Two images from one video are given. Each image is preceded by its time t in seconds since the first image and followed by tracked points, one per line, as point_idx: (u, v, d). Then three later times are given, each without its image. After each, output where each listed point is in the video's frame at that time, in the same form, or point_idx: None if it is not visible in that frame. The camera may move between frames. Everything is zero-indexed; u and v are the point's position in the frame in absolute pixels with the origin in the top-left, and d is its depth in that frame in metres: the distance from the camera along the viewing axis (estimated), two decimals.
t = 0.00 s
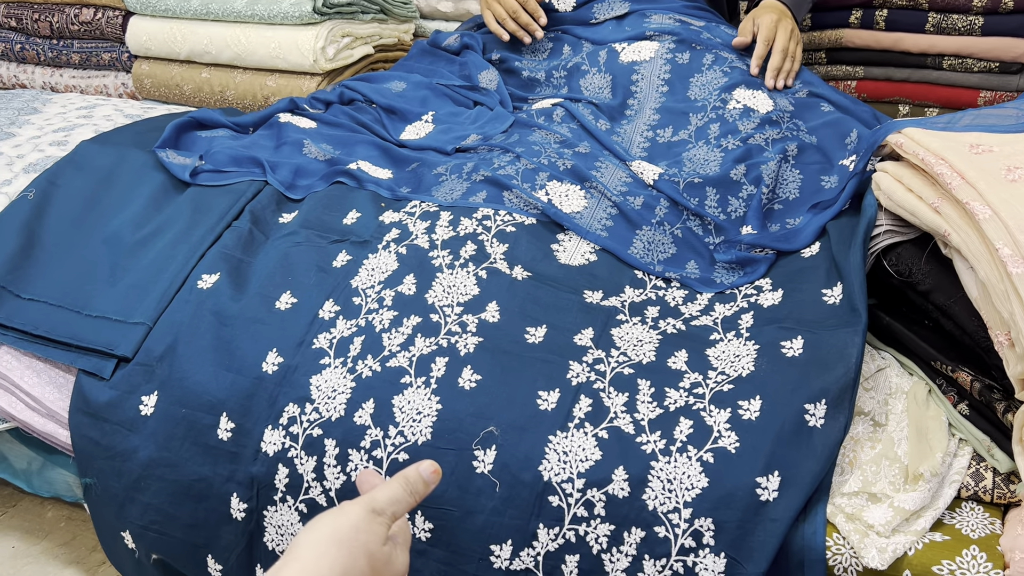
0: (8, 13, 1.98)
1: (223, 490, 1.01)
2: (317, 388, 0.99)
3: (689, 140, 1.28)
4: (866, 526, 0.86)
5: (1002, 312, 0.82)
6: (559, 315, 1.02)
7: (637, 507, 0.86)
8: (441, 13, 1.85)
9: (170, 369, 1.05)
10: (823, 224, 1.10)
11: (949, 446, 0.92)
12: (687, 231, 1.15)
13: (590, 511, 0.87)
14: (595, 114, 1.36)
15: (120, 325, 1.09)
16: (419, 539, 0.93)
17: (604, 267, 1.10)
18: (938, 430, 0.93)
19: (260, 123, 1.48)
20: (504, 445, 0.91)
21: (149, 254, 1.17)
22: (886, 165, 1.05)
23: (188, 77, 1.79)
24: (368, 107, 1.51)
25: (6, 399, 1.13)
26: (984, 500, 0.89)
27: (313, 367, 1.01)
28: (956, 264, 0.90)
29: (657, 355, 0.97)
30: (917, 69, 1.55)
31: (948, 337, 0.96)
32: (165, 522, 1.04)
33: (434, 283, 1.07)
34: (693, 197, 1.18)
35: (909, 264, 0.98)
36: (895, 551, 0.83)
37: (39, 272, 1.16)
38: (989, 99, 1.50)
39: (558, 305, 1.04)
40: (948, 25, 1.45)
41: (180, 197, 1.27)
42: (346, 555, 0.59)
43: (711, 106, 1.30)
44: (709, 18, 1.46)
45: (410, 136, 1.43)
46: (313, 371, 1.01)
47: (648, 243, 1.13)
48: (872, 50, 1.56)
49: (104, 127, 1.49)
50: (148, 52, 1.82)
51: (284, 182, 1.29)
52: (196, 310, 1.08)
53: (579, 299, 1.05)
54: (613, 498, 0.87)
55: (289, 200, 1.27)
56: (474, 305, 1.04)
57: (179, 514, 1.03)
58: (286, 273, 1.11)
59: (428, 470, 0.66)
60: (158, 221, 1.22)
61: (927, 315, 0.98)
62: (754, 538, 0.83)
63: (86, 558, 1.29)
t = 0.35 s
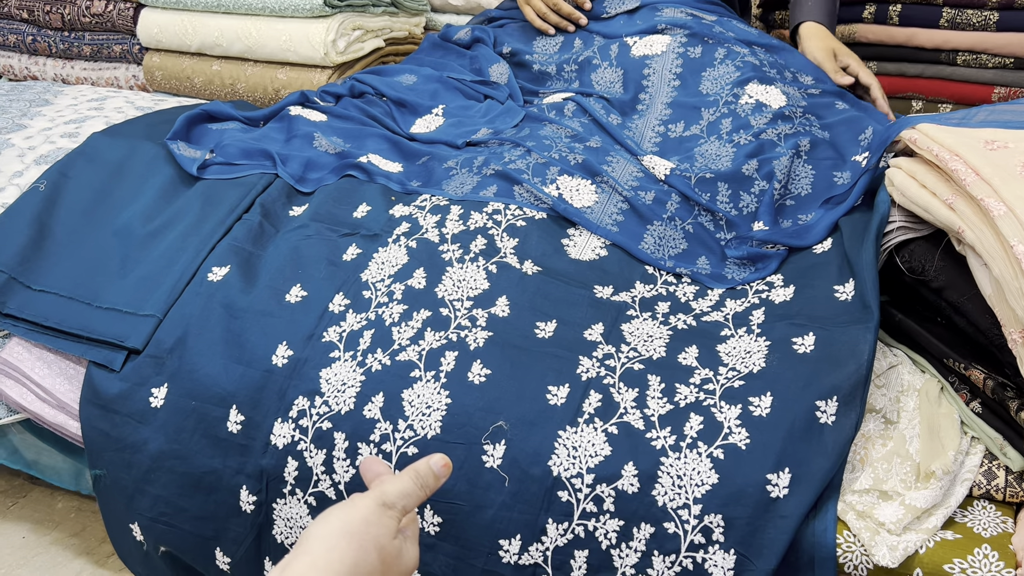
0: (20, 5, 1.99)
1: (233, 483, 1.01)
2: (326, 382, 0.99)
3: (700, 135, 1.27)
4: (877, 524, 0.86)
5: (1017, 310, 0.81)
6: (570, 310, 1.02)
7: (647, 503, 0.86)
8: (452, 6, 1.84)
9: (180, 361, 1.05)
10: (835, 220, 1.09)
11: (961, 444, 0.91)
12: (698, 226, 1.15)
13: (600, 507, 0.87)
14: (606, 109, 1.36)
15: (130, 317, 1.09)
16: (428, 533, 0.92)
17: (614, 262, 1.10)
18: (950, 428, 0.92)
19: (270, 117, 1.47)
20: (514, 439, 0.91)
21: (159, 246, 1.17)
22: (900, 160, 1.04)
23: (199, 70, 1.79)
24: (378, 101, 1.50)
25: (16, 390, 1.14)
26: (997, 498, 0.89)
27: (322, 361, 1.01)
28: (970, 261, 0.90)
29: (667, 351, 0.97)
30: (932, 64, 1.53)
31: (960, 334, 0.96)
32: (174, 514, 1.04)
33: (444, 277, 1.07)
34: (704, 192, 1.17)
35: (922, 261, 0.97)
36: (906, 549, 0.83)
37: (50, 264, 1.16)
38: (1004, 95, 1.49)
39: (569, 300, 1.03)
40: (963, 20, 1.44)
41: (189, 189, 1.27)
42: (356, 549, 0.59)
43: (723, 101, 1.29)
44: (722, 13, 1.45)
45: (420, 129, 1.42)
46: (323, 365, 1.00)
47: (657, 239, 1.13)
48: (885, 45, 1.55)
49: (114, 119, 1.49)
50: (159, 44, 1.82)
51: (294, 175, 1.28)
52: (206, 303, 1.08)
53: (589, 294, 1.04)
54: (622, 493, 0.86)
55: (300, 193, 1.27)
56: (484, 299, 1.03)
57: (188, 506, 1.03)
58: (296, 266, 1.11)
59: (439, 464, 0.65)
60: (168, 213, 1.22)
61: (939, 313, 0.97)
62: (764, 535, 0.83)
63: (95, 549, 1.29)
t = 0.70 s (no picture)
0: (30, 2, 2.00)
1: (241, 478, 1.01)
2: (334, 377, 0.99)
3: (708, 132, 1.27)
4: (884, 522, 0.86)
5: None
6: (577, 307, 1.02)
7: (654, 500, 0.86)
8: (460, 3, 1.83)
9: (188, 357, 1.05)
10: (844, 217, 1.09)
11: (969, 443, 0.91)
12: (706, 224, 1.15)
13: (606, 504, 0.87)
14: (614, 106, 1.36)
15: (139, 313, 1.09)
16: (434, 529, 0.93)
17: (622, 259, 1.10)
18: (959, 427, 0.92)
19: (278, 113, 1.47)
20: (521, 436, 0.91)
21: (168, 242, 1.17)
22: (909, 158, 1.04)
23: (207, 66, 1.79)
24: (386, 98, 1.50)
25: (24, 385, 1.14)
26: (1005, 497, 0.89)
27: (330, 357, 1.01)
28: (979, 259, 0.89)
29: (675, 348, 0.97)
30: (941, 62, 1.52)
31: (969, 332, 0.96)
32: (182, 509, 1.05)
33: (452, 273, 1.07)
34: (712, 189, 1.17)
35: (931, 258, 0.97)
36: (914, 547, 0.83)
37: (59, 259, 1.17)
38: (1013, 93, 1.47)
39: (576, 297, 1.03)
40: (973, 17, 1.43)
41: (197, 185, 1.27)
42: (363, 545, 0.59)
43: (731, 98, 1.28)
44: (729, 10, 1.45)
45: (428, 126, 1.43)
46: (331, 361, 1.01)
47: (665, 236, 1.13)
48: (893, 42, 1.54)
49: (123, 116, 1.49)
50: (167, 41, 1.83)
51: (302, 171, 1.29)
52: (214, 299, 1.08)
53: (596, 291, 1.04)
54: (629, 491, 0.86)
55: (307, 189, 1.28)
56: (491, 296, 1.04)
57: (196, 501, 1.04)
58: (304, 262, 1.12)
59: (445, 460, 0.67)
60: (177, 209, 1.22)
61: (948, 311, 0.97)
62: (771, 533, 0.83)
63: (103, 543, 1.30)
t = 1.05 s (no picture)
0: (37, 1, 2.01)
1: (246, 476, 1.02)
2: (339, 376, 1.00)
3: (712, 131, 1.27)
4: (888, 521, 0.86)
5: None
6: (581, 306, 1.02)
7: (657, 499, 0.86)
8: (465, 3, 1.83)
9: (194, 355, 1.06)
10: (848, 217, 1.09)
11: (974, 442, 0.91)
12: (711, 223, 1.15)
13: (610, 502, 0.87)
14: (618, 105, 1.37)
15: (145, 312, 1.10)
16: (439, 527, 0.93)
17: (626, 258, 1.10)
18: (964, 426, 0.92)
19: (283, 112, 1.48)
20: (525, 434, 0.91)
21: (174, 242, 1.18)
22: (914, 158, 1.04)
23: (213, 66, 1.80)
24: (391, 97, 1.51)
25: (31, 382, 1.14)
26: (1009, 496, 0.89)
27: (335, 356, 1.01)
28: (984, 258, 0.89)
29: (679, 348, 0.97)
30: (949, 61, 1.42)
31: (974, 331, 0.96)
32: (188, 506, 1.05)
33: (458, 272, 1.07)
34: (717, 188, 1.17)
35: (936, 258, 0.97)
36: (917, 546, 0.83)
37: (67, 258, 1.17)
38: None
39: (581, 296, 1.03)
40: (979, 16, 1.33)
41: (202, 185, 1.28)
42: (366, 542, 0.59)
43: (736, 97, 1.29)
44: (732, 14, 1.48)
45: (433, 125, 1.43)
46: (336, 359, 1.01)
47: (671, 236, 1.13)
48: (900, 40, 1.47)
49: (130, 115, 1.50)
50: (174, 40, 1.83)
51: (308, 170, 1.29)
52: (220, 297, 1.09)
53: (600, 290, 1.04)
54: (633, 489, 0.87)
55: (313, 188, 1.28)
56: (496, 295, 1.04)
57: (202, 499, 1.04)
58: (310, 261, 1.12)
59: (448, 456, 0.66)
60: (183, 209, 1.23)
61: (952, 310, 0.97)
62: (774, 532, 0.83)
63: (110, 541, 1.31)
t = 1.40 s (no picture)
0: (42, 3, 2.02)
1: (251, 477, 1.02)
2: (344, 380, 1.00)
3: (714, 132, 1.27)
4: (892, 523, 0.86)
5: None
6: (585, 308, 1.02)
7: (660, 501, 0.86)
8: (470, 4, 1.83)
9: (198, 357, 1.06)
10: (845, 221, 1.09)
11: (977, 443, 0.91)
12: (714, 225, 1.15)
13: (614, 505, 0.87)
14: (621, 106, 1.37)
15: (150, 313, 1.10)
16: (442, 529, 0.93)
17: (629, 259, 1.10)
18: (967, 428, 0.92)
19: (287, 114, 1.49)
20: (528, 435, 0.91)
21: (178, 244, 1.18)
22: (916, 158, 1.03)
23: (218, 68, 1.80)
24: (395, 99, 1.51)
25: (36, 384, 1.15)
26: (1013, 498, 0.89)
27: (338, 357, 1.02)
28: (987, 259, 0.89)
29: (682, 349, 0.97)
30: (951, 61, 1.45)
31: (977, 333, 0.96)
32: (193, 507, 1.05)
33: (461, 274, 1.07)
34: (721, 190, 1.17)
35: (939, 258, 0.97)
36: (921, 548, 0.83)
37: (72, 260, 1.18)
38: None
39: (584, 298, 1.04)
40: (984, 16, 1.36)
41: (206, 186, 1.28)
42: (369, 543, 0.59)
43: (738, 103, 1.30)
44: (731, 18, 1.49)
45: (436, 127, 1.43)
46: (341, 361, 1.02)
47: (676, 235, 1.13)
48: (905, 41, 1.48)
49: (135, 117, 1.50)
50: (179, 42, 1.84)
51: (312, 171, 1.29)
52: (224, 299, 1.09)
53: (604, 292, 1.05)
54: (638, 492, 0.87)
55: (317, 189, 1.28)
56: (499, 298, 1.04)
57: (206, 500, 1.05)
58: (314, 263, 1.12)
59: (451, 458, 0.66)
60: (187, 211, 1.23)
61: (956, 312, 0.97)
62: (777, 533, 0.83)
63: (115, 542, 1.31)
